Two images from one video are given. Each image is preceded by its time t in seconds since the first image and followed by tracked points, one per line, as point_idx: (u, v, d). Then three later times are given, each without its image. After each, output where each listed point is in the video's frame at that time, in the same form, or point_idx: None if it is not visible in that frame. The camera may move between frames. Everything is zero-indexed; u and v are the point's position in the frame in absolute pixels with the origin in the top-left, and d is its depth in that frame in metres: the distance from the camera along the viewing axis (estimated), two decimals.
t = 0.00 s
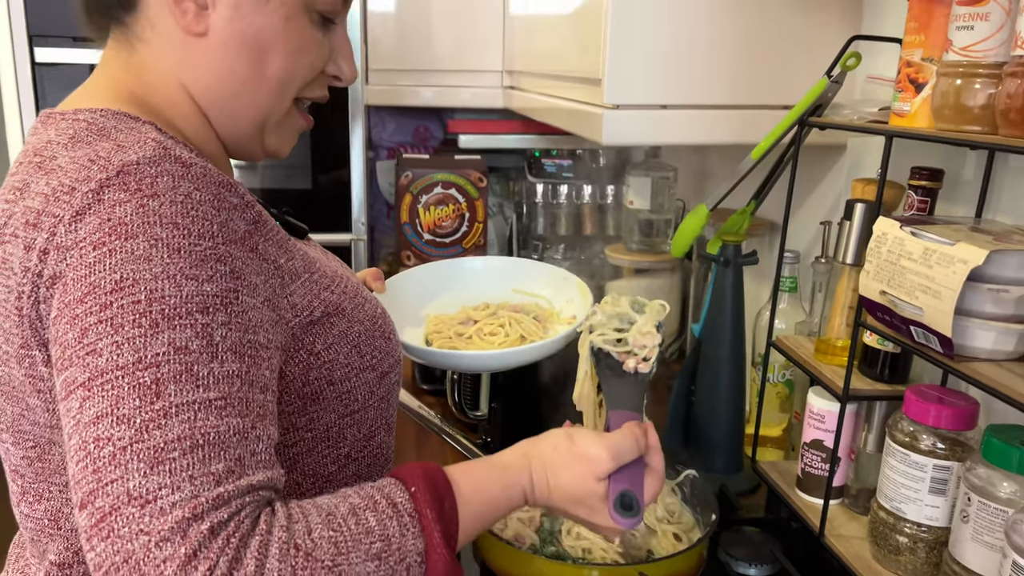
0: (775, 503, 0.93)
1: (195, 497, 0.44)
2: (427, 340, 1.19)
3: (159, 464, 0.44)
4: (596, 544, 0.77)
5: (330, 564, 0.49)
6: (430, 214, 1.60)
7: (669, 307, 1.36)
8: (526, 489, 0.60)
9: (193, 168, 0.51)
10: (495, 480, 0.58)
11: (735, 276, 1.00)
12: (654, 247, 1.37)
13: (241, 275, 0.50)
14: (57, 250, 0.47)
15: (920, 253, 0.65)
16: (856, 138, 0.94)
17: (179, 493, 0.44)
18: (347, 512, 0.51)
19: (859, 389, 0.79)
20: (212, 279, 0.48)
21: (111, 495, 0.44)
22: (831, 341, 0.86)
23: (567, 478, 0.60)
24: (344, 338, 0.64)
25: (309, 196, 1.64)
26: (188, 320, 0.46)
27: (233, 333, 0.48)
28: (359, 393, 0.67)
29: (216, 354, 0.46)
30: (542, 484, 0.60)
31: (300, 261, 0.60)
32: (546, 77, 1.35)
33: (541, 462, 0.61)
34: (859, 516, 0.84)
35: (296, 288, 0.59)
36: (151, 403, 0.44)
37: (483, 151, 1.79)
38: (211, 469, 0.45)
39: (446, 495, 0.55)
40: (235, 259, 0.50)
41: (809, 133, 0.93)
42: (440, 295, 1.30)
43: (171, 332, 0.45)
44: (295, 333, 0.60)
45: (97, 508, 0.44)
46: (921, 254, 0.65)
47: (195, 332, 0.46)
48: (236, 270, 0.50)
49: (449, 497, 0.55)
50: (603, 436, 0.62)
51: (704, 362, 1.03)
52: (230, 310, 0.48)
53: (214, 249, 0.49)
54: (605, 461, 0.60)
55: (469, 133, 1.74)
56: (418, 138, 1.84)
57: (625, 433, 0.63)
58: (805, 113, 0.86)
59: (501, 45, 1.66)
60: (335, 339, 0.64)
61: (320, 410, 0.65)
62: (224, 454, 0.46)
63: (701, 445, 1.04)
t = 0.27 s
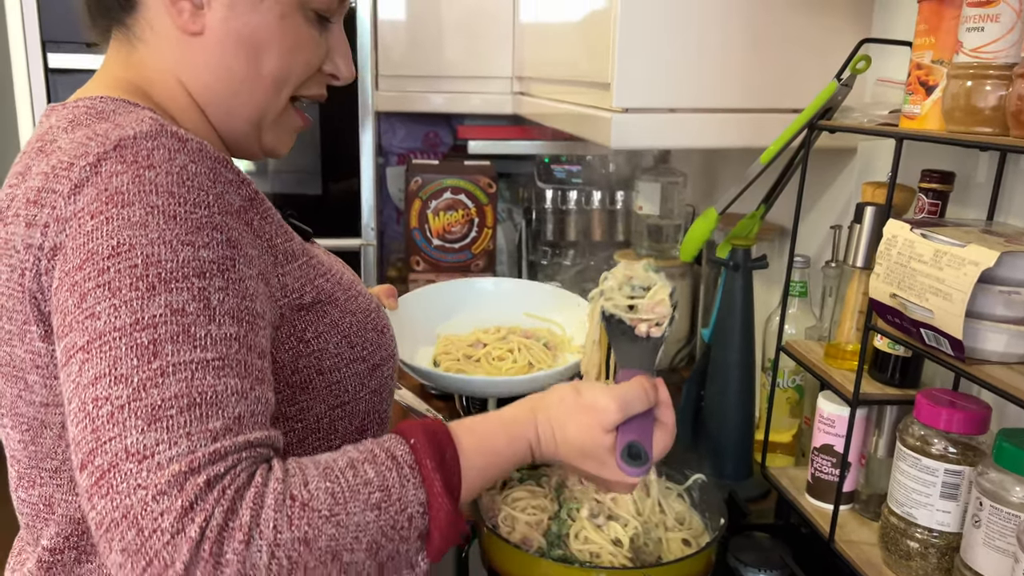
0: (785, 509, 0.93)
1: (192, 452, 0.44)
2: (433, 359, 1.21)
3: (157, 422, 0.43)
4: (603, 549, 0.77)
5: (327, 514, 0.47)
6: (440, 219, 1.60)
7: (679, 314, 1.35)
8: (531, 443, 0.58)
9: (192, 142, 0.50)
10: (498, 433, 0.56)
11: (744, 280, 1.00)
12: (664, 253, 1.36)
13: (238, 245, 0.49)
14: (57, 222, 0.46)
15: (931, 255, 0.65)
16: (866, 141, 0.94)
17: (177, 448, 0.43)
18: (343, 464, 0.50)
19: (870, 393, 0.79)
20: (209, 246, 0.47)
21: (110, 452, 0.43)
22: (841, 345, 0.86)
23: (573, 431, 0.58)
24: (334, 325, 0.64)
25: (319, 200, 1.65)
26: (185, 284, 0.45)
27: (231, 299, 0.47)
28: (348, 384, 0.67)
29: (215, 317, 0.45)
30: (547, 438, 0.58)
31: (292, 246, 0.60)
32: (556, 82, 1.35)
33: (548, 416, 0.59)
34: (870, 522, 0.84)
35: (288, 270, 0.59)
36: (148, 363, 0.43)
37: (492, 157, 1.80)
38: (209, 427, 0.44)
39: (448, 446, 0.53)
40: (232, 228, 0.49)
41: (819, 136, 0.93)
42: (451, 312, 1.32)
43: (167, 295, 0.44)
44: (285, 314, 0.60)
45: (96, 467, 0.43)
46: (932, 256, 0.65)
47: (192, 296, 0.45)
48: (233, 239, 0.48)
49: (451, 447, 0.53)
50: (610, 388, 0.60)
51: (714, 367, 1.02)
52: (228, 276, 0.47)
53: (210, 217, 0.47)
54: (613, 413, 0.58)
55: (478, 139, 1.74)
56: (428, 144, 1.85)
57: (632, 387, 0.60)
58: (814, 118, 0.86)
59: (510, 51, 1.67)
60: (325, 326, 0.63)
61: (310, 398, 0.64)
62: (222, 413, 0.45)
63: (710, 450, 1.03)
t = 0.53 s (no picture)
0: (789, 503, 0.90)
1: (153, 371, 0.40)
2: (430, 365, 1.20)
3: (118, 345, 0.40)
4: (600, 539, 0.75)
5: (295, 424, 0.43)
6: (441, 214, 1.59)
7: (683, 309, 1.33)
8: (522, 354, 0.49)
9: (149, 85, 0.47)
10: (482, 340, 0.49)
11: (748, 268, 0.98)
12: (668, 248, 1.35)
13: (198, 182, 0.46)
14: (13, 166, 0.44)
15: (938, 232, 0.62)
16: (873, 124, 0.91)
17: (136, 368, 0.40)
18: (313, 377, 0.45)
19: (876, 380, 0.76)
20: (168, 179, 0.44)
21: (68, 379, 0.40)
22: (846, 333, 0.84)
23: (568, 332, 0.50)
24: (302, 292, 0.60)
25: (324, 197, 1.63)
26: (143, 214, 0.42)
27: (192, 230, 0.44)
28: (317, 353, 0.62)
29: (175, 245, 0.43)
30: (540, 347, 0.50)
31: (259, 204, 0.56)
32: (558, 74, 1.33)
33: (539, 320, 0.50)
34: (876, 515, 0.81)
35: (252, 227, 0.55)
36: (106, 289, 0.40)
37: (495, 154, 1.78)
38: (173, 349, 0.41)
39: (425, 356, 0.46)
40: (190, 165, 0.46)
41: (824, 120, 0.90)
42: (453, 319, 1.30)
43: (124, 224, 0.41)
44: (249, 271, 0.56)
45: (55, 397, 0.40)
46: (940, 233, 0.62)
47: (150, 225, 0.42)
48: (189, 171, 0.46)
49: (430, 356, 0.46)
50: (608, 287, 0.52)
51: (716, 358, 1.00)
52: (186, 208, 0.44)
53: (167, 151, 0.45)
54: (612, 309, 0.50)
55: (481, 135, 1.73)
56: (430, 141, 1.83)
57: (631, 286, 0.53)
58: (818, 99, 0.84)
59: (513, 46, 1.64)
60: (290, 292, 0.59)
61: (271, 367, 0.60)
62: (185, 334, 0.42)
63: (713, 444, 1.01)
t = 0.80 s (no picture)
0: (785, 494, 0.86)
1: (62, 259, 0.35)
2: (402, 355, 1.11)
3: (21, 238, 0.35)
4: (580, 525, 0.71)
5: (215, 296, 0.37)
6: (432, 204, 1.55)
7: (681, 300, 1.27)
8: (484, 227, 0.42)
9: None
10: (436, 213, 0.41)
11: (743, 247, 0.93)
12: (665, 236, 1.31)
13: (119, 89, 0.41)
14: None
15: (941, 189, 0.58)
16: (874, 93, 0.87)
17: (42, 260, 0.35)
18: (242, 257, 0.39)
19: (876, 357, 0.71)
20: (83, 79, 0.39)
21: None
22: (844, 311, 0.79)
23: (534, 195, 0.42)
24: (238, 234, 0.56)
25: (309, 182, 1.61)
26: (53, 109, 0.37)
27: (111, 129, 0.39)
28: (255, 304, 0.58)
29: (92, 142, 0.38)
30: (505, 216, 0.42)
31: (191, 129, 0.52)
32: (553, 54, 1.29)
33: (498, 186, 0.42)
34: (877, 503, 0.76)
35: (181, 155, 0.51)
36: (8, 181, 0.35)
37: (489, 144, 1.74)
38: (89, 241, 0.36)
39: (369, 230, 0.40)
40: (112, 71, 0.41)
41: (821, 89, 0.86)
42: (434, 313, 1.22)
43: (30, 118, 0.36)
44: (176, 204, 0.51)
45: None
46: (943, 190, 0.57)
47: (62, 121, 0.37)
48: (111, 80, 0.41)
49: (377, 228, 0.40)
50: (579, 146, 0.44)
51: (709, 342, 0.95)
52: (105, 110, 0.39)
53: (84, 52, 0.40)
54: (580, 165, 0.42)
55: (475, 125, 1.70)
56: (424, 131, 1.81)
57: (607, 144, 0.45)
58: (813, 65, 0.80)
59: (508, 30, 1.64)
60: (224, 234, 0.55)
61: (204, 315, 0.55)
62: (102, 229, 0.36)
63: (707, 433, 0.95)
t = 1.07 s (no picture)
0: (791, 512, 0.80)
1: None
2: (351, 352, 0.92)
3: None
4: (561, 549, 0.65)
5: (120, 222, 0.31)
6: (426, 205, 1.53)
7: (682, 304, 1.21)
8: (449, 126, 0.35)
9: None
10: (389, 114, 0.35)
11: (746, 245, 0.87)
12: (665, 237, 1.25)
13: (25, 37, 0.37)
14: None
15: (964, 175, 0.52)
16: (887, 80, 0.81)
17: None
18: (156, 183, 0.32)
19: (889, 364, 0.65)
20: None
21: None
22: (855, 314, 0.73)
23: (506, 83, 0.35)
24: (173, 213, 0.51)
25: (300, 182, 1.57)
26: None
27: (15, 73, 0.34)
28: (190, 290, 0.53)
29: None
30: (472, 114, 0.35)
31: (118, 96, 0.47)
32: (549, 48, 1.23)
33: (460, 77, 0.36)
34: (892, 524, 0.70)
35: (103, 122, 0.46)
36: None
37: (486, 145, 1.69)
38: None
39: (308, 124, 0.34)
40: (17, 19, 0.37)
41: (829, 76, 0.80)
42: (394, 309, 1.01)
43: None
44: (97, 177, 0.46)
45: None
46: (966, 176, 0.51)
47: None
48: (15, 27, 0.37)
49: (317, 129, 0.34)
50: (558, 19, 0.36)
51: (710, 348, 0.89)
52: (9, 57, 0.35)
53: None
54: (558, 39, 0.34)
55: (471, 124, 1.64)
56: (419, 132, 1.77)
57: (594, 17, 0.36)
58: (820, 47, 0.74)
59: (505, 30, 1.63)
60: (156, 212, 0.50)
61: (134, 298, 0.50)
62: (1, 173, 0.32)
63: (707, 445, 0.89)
